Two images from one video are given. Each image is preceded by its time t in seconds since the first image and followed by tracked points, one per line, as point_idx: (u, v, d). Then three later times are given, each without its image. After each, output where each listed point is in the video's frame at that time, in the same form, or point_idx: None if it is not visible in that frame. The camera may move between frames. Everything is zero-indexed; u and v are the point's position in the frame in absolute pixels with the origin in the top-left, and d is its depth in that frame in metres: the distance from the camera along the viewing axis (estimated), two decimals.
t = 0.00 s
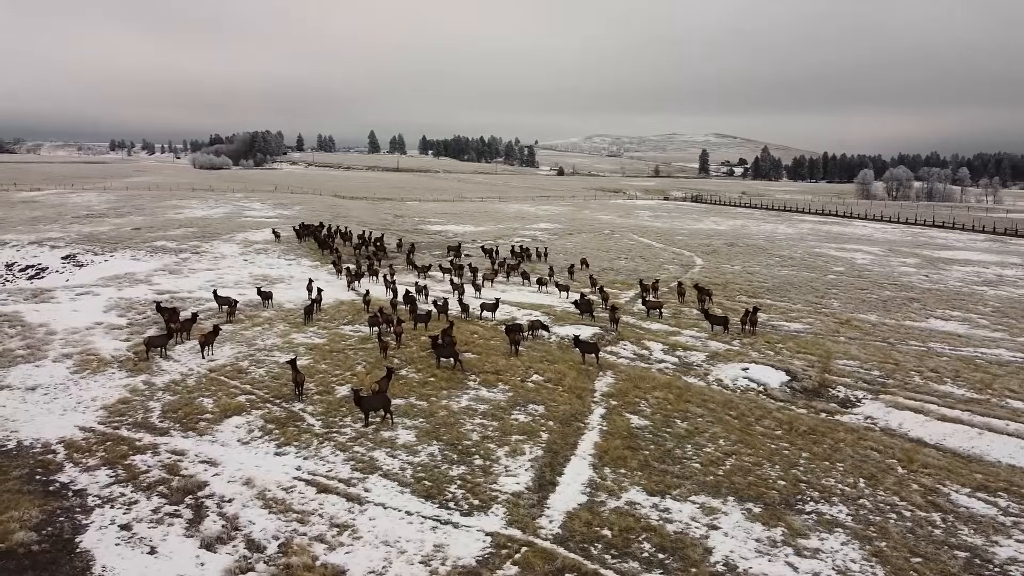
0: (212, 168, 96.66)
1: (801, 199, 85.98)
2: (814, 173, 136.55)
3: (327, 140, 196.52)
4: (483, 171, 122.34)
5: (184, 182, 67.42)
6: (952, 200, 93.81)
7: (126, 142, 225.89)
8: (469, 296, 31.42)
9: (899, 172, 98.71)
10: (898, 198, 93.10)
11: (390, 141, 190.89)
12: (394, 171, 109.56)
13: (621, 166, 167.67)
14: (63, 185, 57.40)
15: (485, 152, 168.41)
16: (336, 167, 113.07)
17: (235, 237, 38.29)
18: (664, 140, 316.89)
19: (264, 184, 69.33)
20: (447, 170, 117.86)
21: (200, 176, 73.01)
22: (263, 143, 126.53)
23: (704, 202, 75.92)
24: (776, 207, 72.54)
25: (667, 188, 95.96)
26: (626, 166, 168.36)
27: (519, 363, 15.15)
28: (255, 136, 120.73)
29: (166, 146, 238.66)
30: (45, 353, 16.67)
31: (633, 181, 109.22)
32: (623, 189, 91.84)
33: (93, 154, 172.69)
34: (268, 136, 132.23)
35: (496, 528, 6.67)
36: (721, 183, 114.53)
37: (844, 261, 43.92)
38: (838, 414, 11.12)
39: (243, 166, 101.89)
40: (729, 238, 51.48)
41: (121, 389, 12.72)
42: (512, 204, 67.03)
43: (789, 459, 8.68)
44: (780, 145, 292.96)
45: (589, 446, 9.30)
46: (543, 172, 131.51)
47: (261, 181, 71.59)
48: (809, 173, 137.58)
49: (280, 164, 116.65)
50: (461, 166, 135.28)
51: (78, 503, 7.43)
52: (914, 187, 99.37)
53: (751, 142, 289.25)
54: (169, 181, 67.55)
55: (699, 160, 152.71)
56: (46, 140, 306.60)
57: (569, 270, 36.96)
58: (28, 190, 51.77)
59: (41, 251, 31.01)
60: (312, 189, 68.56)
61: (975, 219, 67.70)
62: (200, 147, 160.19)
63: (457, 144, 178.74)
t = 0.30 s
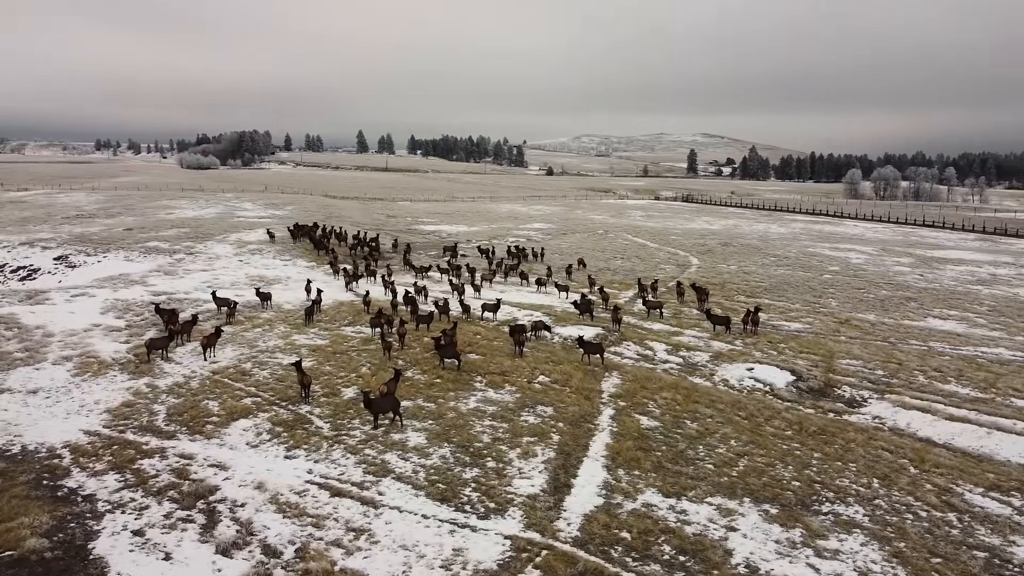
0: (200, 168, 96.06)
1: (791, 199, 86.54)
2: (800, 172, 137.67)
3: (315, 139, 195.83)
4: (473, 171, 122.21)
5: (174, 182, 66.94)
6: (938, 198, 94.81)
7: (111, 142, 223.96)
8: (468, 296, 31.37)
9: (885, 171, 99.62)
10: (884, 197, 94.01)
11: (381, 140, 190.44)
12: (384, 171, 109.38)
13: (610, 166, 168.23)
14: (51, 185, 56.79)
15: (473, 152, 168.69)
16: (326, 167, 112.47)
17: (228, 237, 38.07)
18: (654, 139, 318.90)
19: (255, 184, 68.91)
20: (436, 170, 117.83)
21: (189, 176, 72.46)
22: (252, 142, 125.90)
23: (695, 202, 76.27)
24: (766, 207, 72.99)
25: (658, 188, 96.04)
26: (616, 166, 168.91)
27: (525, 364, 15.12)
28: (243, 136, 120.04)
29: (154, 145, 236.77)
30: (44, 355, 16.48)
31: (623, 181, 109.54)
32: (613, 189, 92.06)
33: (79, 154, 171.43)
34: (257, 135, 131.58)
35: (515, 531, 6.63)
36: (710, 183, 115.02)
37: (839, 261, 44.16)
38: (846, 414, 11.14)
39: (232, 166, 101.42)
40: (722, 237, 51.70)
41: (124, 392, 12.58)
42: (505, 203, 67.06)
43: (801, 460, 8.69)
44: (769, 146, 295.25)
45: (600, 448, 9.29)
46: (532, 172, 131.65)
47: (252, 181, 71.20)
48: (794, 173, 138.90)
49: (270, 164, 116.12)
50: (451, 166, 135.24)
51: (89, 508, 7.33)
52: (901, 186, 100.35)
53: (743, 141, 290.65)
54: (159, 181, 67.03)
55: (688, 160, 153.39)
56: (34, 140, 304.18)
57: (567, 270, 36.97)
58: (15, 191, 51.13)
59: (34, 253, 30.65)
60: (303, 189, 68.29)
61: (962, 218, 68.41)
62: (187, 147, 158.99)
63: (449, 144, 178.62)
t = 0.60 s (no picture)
0: (187, 167, 95.36)
1: (780, 198, 87.23)
2: (786, 172, 139.04)
3: (304, 138, 194.78)
4: (458, 170, 122.79)
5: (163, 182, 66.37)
6: (923, 198, 96.03)
7: (97, 142, 221.68)
8: (467, 297, 31.31)
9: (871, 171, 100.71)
10: (871, 196, 95.08)
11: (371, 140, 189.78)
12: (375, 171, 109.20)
13: (600, 166, 168.85)
14: (37, 186, 56.07)
15: (461, 153, 169.03)
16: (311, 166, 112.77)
17: (221, 237, 37.83)
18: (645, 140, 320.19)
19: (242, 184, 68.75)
20: (426, 170, 117.97)
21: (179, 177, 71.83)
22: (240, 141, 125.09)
23: (685, 201, 76.69)
24: (757, 207, 73.46)
25: (640, 188, 97.23)
26: (606, 166, 169.48)
27: (530, 365, 15.08)
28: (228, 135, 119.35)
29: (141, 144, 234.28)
30: (42, 358, 16.26)
31: (613, 181, 109.84)
32: (600, 188, 92.53)
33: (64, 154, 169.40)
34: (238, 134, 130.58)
35: (535, 535, 6.59)
36: (700, 183, 115.71)
37: (833, 260, 44.44)
38: (854, 414, 11.18)
39: (219, 167, 100.80)
40: (715, 237, 51.95)
41: (127, 395, 12.42)
42: (498, 203, 67.11)
43: (814, 460, 8.70)
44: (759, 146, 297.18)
45: (613, 449, 9.25)
46: (521, 173, 131.75)
47: (241, 181, 70.74)
48: (780, 173, 140.34)
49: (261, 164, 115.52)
50: (441, 165, 135.27)
51: (100, 514, 7.23)
52: (887, 186, 101.53)
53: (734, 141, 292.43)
54: (148, 181, 66.39)
55: (675, 161, 154.27)
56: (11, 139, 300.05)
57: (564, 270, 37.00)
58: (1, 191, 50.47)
59: (25, 255, 30.24)
60: (294, 189, 67.99)
61: (950, 217, 69.22)
62: (175, 146, 157.61)
63: (440, 144, 178.46)
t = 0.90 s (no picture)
0: (173, 167, 94.55)
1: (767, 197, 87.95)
2: (772, 172, 140.37)
3: (289, 138, 194.12)
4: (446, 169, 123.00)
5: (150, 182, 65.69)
6: (908, 197, 97.29)
7: (82, 141, 218.84)
8: (465, 297, 31.24)
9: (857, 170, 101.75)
10: (857, 195, 96.17)
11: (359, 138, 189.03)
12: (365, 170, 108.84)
13: (589, 165, 169.54)
14: (22, 186, 55.29)
15: (450, 152, 169.09)
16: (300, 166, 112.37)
17: (213, 238, 37.46)
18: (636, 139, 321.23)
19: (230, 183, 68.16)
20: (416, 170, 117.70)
21: (166, 176, 71.06)
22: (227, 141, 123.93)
23: (674, 201, 77.15)
24: (746, 206, 73.95)
25: (627, 187, 97.63)
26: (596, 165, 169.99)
27: (535, 366, 15.04)
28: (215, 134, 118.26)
29: (125, 143, 231.77)
30: (40, 361, 16.02)
31: (603, 180, 110.07)
32: (589, 188, 92.70)
33: None
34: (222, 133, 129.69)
35: (555, 538, 6.56)
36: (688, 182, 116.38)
37: (826, 259, 44.73)
38: (863, 413, 11.22)
39: (206, 166, 99.93)
40: (707, 236, 52.17)
41: (130, 399, 12.27)
42: (490, 203, 67.02)
43: (828, 461, 8.71)
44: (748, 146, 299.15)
45: (626, 451, 9.23)
46: (511, 172, 131.74)
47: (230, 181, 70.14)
48: (766, 172, 141.99)
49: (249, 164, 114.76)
50: (432, 165, 135.38)
51: (112, 520, 7.12)
52: (872, 185, 102.68)
53: (721, 140, 293.98)
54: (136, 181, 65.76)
55: (662, 159, 155.05)
56: None
57: (561, 270, 37.02)
58: None
59: (15, 256, 29.78)
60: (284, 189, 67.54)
61: (937, 216, 70.03)
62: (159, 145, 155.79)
63: (430, 143, 178.13)
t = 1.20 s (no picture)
0: (160, 166, 93.56)
1: (756, 197, 88.53)
2: (758, 172, 141.77)
3: (275, 137, 192.82)
4: (435, 169, 123.28)
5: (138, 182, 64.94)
6: (894, 196, 98.37)
7: (66, 141, 217.02)
8: (464, 297, 31.20)
9: (844, 170, 102.63)
10: (843, 194, 97.08)
11: (348, 137, 187.93)
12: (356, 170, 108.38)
13: (579, 165, 169.92)
14: (7, 186, 54.45)
15: (439, 151, 168.99)
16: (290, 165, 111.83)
17: (206, 238, 37.15)
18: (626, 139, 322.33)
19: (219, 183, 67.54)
20: (406, 169, 117.61)
21: (153, 176, 70.19)
22: (213, 140, 123.04)
23: (664, 200, 77.40)
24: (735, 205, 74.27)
25: (616, 186, 97.88)
26: (586, 165, 170.31)
27: (540, 367, 15.00)
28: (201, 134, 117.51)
29: (107, 140, 228.81)
30: (38, 364, 15.80)
31: (593, 179, 110.14)
32: (578, 187, 92.74)
33: None
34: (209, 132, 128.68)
35: (576, 541, 6.53)
36: (677, 182, 116.95)
37: (820, 258, 45.00)
38: (870, 413, 11.26)
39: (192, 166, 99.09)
40: (700, 236, 52.33)
41: (133, 402, 12.11)
42: (483, 203, 66.97)
43: (840, 461, 8.73)
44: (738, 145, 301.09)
45: (638, 452, 9.20)
46: (502, 172, 131.70)
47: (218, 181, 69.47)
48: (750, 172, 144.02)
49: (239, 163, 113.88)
50: (423, 164, 135.26)
51: (124, 526, 7.02)
52: (859, 184, 103.66)
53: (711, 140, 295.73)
54: (122, 181, 64.98)
55: (649, 158, 155.80)
56: None
57: (558, 270, 37.03)
58: None
59: (8, 258, 29.37)
60: (274, 189, 67.08)
61: (925, 215, 70.72)
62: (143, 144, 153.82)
63: (420, 143, 177.60)
